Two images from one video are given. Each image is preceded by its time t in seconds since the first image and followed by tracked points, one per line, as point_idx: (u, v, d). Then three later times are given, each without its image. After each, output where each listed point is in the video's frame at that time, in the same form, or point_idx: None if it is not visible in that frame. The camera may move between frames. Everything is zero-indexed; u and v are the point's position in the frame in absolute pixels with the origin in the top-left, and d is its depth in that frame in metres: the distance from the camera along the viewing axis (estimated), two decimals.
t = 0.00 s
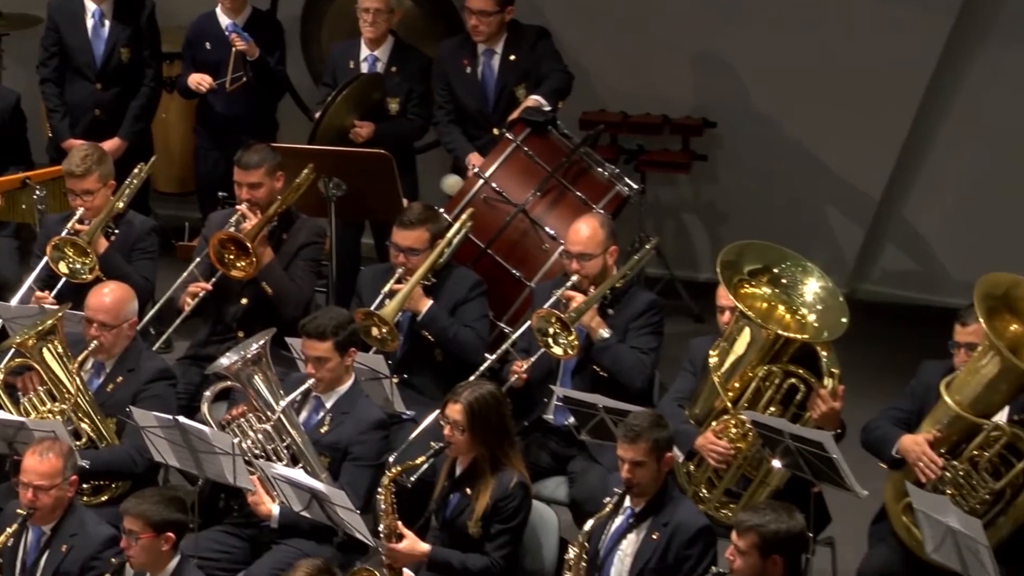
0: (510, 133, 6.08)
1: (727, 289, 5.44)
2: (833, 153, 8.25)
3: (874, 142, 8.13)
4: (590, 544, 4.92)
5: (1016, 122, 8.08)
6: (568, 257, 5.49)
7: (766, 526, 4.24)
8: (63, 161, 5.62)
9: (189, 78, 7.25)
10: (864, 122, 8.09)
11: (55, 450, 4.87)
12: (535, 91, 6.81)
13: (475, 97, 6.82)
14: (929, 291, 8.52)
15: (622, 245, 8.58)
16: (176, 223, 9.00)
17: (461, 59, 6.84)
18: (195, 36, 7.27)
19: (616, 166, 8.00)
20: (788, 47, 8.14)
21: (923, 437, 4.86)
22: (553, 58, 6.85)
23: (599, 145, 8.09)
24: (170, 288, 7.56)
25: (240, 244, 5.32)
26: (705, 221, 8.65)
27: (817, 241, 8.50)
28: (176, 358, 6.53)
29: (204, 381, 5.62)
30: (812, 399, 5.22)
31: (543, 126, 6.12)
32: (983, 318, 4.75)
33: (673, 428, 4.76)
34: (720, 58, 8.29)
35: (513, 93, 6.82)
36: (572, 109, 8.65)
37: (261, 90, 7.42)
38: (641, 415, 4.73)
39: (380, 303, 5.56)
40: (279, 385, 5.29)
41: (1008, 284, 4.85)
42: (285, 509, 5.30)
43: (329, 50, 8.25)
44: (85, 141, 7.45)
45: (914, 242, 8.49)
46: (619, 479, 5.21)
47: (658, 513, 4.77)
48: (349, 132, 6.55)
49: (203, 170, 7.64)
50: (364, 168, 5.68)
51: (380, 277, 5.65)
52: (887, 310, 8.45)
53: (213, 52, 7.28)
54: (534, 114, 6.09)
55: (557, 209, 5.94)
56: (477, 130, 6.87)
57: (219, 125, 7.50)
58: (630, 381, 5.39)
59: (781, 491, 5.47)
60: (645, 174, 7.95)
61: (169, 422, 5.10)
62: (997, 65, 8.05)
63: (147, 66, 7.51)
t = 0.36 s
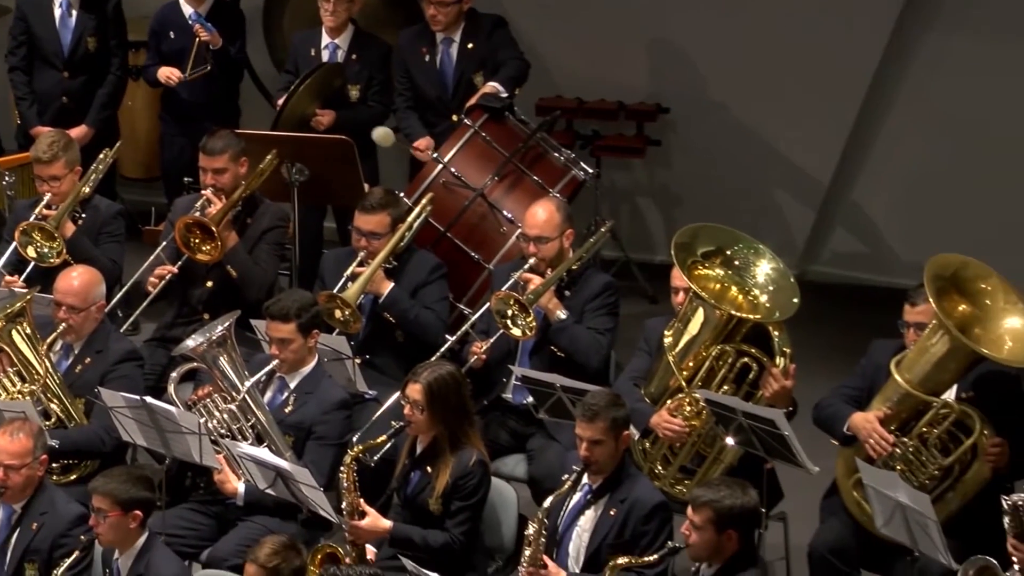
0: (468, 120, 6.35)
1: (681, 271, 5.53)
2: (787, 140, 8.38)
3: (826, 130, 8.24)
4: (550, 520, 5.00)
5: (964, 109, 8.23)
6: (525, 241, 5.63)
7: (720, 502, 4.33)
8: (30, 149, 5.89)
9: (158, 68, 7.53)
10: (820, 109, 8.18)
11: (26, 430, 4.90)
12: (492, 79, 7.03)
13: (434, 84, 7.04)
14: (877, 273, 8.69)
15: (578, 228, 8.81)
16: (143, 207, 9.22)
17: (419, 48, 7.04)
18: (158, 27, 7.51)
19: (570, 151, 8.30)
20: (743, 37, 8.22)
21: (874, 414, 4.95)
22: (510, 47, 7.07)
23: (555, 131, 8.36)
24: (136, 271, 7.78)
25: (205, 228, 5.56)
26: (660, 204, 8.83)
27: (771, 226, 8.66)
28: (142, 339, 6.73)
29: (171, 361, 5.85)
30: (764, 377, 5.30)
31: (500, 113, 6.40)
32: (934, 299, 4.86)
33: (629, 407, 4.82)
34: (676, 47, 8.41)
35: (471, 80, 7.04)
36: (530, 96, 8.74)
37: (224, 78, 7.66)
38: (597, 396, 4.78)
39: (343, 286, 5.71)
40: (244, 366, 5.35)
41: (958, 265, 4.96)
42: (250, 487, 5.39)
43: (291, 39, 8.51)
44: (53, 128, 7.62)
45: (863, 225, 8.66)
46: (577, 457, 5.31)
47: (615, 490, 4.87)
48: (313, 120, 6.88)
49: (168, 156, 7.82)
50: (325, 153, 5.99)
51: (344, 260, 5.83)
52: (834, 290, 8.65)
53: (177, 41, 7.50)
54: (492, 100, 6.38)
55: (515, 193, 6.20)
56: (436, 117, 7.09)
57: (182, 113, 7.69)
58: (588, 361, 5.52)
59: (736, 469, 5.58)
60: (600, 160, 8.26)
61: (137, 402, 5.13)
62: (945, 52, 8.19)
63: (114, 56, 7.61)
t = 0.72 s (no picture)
0: (437, 106, 6.57)
1: (645, 253, 5.54)
2: (740, 120, 8.69)
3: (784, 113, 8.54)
4: (517, 497, 4.97)
5: (921, 97, 8.35)
6: (493, 224, 5.77)
7: (685, 478, 4.29)
8: (5, 138, 6.09)
9: (128, 57, 7.65)
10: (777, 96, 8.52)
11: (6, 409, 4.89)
12: (460, 66, 7.20)
13: (403, 72, 7.19)
14: (836, 255, 8.90)
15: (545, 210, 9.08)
16: (118, 193, 9.40)
17: (389, 36, 7.20)
18: (128, 18, 7.66)
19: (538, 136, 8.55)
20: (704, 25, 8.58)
21: (833, 392, 4.98)
22: (478, 35, 7.24)
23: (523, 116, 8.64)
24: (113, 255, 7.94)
25: (181, 212, 5.69)
26: (624, 186, 9.12)
27: (728, 208, 8.93)
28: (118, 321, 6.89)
29: (148, 342, 6.05)
30: (726, 357, 5.33)
31: (469, 99, 6.62)
32: (892, 281, 4.89)
33: (595, 386, 4.80)
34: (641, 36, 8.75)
35: (440, 67, 7.21)
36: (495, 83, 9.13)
37: (196, 66, 7.86)
38: (565, 374, 4.76)
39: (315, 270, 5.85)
40: (220, 347, 5.45)
41: (915, 246, 4.99)
42: (225, 466, 5.49)
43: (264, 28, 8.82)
44: (32, 115, 7.72)
45: (823, 208, 8.83)
46: (544, 434, 5.44)
47: (582, 467, 4.85)
48: (286, 108, 7.06)
49: (142, 144, 7.97)
50: (298, 139, 6.19)
51: (316, 243, 5.99)
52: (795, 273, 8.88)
53: (148, 30, 7.66)
54: (461, 87, 6.59)
55: (483, 177, 6.44)
56: (406, 104, 7.23)
57: (154, 100, 7.85)
58: (554, 341, 5.68)
59: (698, 446, 5.61)
60: (565, 146, 8.58)
61: (115, 383, 5.18)
62: (902, 40, 8.34)
63: (91, 43, 7.80)
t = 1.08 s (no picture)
0: (412, 100, 6.71)
1: (615, 244, 5.64)
2: (710, 116, 8.84)
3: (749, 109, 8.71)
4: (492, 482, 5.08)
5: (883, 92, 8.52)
6: (467, 216, 5.90)
7: (656, 463, 4.39)
8: None
9: (106, 52, 7.77)
10: (742, 92, 8.69)
11: None
12: (434, 61, 7.33)
13: (378, 67, 7.32)
14: (804, 246, 9.07)
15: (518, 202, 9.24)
16: (100, 185, 9.51)
17: (364, 31, 7.33)
18: (106, 13, 7.76)
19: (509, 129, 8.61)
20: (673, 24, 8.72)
21: (799, 379, 5.12)
22: (451, 31, 7.36)
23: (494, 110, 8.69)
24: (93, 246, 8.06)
25: (161, 205, 5.82)
26: (595, 178, 9.27)
27: (698, 201, 9.10)
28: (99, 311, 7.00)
29: (129, 332, 6.19)
30: (694, 345, 5.46)
31: (442, 93, 6.76)
32: (856, 270, 5.03)
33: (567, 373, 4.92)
34: (612, 32, 8.89)
35: (414, 62, 7.34)
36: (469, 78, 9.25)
37: (174, 61, 7.97)
38: (538, 362, 4.87)
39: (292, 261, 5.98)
40: (199, 337, 5.55)
41: (879, 237, 5.14)
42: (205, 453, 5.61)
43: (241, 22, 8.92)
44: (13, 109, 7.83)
45: (789, 201, 9.02)
46: (517, 421, 5.54)
47: (554, 452, 4.96)
48: (264, 103, 7.19)
49: (123, 137, 8.09)
50: (275, 133, 6.32)
51: (293, 236, 6.13)
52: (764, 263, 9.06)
53: (125, 25, 7.78)
54: (434, 82, 6.73)
55: (456, 169, 6.58)
56: (381, 98, 7.37)
57: (133, 95, 7.95)
58: (526, 330, 5.82)
59: (669, 433, 5.68)
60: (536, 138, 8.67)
61: (96, 371, 5.28)
62: (864, 36, 8.50)
63: (73, 39, 7.88)
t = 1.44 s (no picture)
0: (387, 95, 6.86)
1: (586, 236, 5.78)
2: (680, 111, 9.00)
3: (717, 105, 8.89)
4: (466, 468, 5.23)
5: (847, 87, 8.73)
6: (440, 208, 6.05)
7: (625, 450, 4.52)
8: None
9: (90, 50, 7.88)
10: (712, 87, 8.85)
11: None
12: (408, 57, 7.47)
13: (354, 63, 7.47)
14: (771, 236, 9.26)
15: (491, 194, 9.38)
16: (81, 179, 9.62)
17: (340, 29, 7.47)
18: (90, 11, 7.90)
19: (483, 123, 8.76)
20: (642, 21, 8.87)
21: (764, 366, 5.27)
22: (425, 27, 7.50)
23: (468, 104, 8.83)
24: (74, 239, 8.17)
25: (141, 198, 5.94)
26: (567, 171, 9.42)
27: (669, 193, 9.26)
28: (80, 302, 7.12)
29: (111, 322, 6.31)
30: (663, 334, 5.58)
31: (417, 89, 6.91)
32: (817, 260, 5.19)
33: (538, 361, 5.05)
34: (583, 28, 9.03)
35: (389, 59, 7.49)
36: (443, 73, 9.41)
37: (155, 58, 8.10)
38: (510, 351, 5.00)
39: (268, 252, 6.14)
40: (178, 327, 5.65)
41: (840, 228, 5.30)
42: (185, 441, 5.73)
43: (219, 21, 9.13)
44: None
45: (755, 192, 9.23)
46: (489, 409, 5.68)
47: (526, 439, 5.10)
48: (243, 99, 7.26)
49: (104, 131, 8.21)
50: (252, 128, 6.45)
51: (269, 228, 6.27)
52: (732, 253, 9.23)
53: (109, 24, 7.92)
54: (409, 77, 6.87)
55: (430, 163, 6.73)
56: (356, 93, 7.52)
57: (115, 90, 8.08)
58: (498, 319, 5.97)
59: (637, 420, 5.85)
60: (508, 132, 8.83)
61: (78, 361, 5.40)
62: (829, 33, 8.69)
63: (55, 36, 7.99)
